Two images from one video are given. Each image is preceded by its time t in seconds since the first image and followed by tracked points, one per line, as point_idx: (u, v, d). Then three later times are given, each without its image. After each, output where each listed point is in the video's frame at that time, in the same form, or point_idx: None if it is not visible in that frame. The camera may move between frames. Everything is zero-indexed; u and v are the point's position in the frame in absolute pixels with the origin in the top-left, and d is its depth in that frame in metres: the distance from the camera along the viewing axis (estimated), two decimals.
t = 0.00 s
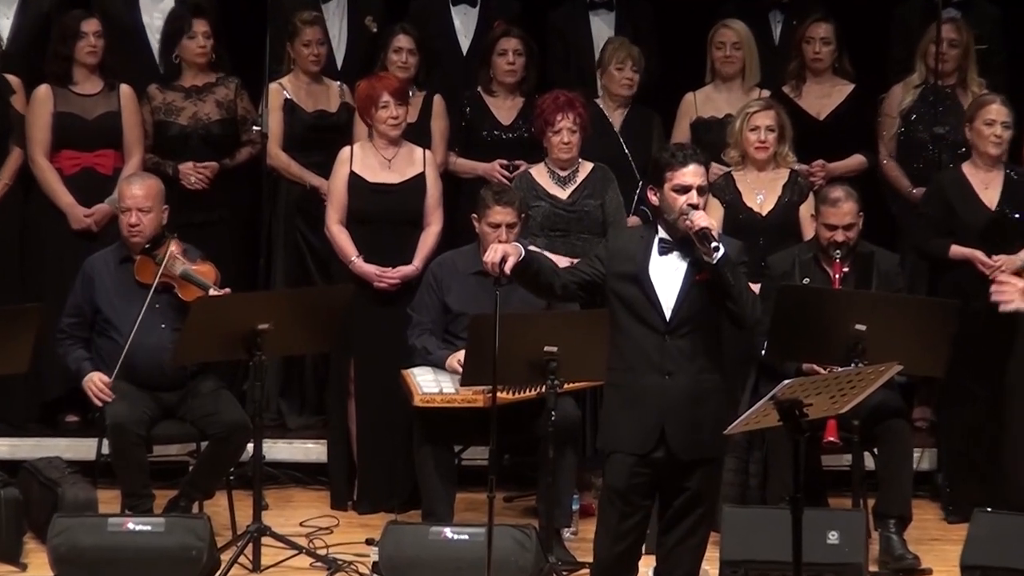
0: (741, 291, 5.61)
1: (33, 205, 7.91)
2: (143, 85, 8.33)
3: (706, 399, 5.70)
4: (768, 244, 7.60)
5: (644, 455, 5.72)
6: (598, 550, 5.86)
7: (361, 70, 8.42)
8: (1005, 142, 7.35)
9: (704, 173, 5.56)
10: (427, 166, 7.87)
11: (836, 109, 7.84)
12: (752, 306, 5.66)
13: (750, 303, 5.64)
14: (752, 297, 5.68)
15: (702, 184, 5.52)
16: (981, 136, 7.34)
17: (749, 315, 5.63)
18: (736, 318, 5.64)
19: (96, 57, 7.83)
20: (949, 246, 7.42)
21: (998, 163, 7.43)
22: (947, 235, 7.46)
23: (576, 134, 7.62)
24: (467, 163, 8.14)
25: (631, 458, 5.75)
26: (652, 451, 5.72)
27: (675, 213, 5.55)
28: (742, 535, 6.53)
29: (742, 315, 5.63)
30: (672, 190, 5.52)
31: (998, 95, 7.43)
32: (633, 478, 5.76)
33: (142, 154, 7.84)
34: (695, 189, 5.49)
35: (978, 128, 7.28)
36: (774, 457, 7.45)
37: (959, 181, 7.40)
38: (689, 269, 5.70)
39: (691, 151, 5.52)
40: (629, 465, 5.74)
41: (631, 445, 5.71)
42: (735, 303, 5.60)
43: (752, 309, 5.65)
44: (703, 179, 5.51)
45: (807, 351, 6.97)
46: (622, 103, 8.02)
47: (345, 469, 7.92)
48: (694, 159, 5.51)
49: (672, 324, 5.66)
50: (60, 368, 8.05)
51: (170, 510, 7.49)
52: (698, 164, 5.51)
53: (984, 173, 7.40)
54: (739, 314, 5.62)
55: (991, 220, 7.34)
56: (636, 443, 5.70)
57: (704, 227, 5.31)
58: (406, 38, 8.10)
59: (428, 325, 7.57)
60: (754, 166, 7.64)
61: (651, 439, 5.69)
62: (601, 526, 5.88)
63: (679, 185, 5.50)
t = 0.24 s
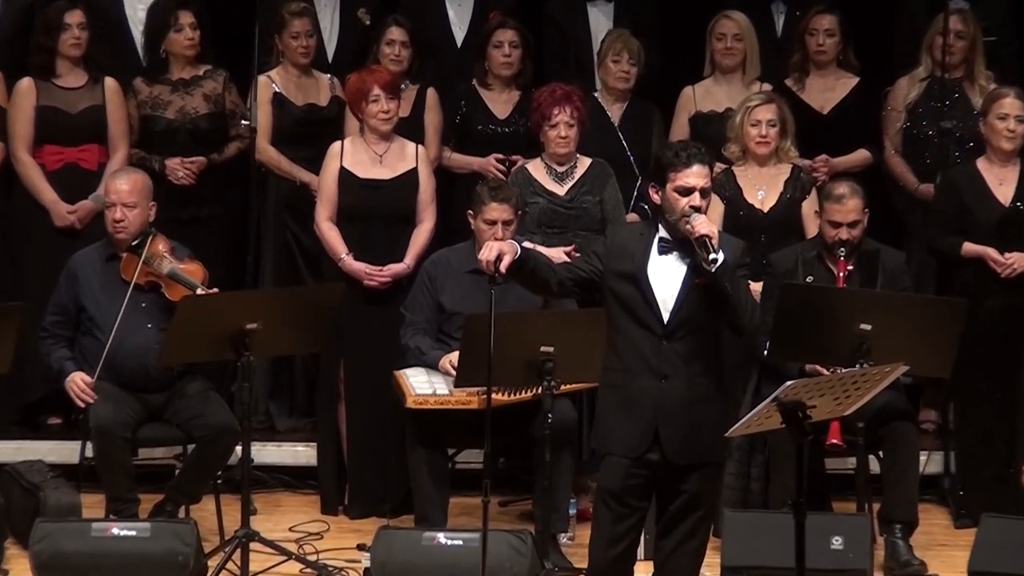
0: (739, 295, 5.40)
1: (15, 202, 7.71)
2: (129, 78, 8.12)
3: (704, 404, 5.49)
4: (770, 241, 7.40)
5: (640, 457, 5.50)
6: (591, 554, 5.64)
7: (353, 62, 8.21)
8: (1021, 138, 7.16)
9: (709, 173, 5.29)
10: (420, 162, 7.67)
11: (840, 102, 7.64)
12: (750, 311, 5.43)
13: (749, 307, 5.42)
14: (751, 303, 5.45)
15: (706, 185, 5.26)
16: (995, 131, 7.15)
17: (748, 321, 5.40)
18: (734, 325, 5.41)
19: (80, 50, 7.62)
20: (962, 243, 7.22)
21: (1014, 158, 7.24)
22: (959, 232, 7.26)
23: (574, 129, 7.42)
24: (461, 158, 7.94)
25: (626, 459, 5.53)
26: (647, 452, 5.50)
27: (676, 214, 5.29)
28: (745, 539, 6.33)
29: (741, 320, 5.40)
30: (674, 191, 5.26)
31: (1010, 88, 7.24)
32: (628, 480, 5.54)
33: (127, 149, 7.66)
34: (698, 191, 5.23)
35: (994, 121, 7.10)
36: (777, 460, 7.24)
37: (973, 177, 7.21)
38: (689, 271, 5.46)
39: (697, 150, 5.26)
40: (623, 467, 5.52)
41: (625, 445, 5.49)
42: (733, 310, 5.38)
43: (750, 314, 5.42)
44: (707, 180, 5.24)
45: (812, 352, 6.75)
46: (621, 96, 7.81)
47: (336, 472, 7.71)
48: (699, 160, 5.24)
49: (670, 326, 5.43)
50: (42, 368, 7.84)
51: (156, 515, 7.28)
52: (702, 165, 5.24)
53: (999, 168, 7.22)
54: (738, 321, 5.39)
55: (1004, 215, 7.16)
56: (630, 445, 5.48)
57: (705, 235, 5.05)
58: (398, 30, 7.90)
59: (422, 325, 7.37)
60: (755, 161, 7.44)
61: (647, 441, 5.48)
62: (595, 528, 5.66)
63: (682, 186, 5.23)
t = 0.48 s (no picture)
0: (737, 305, 5.20)
1: None
2: (111, 71, 7.91)
3: (699, 411, 5.34)
4: (770, 239, 7.20)
5: (631, 458, 5.40)
6: (584, 555, 5.54)
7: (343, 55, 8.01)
8: None
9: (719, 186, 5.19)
10: (410, 157, 7.45)
11: (843, 95, 7.44)
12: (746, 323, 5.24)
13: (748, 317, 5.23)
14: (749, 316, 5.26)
15: (714, 198, 5.14)
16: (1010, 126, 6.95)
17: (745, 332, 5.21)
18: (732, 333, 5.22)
19: (61, 42, 7.42)
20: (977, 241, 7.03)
21: None
22: (976, 229, 7.06)
23: (569, 123, 7.21)
24: (455, 153, 7.72)
25: (617, 460, 5.43)
26: (639, 453, 5.39)
27: (681, 224, 5.18)
28: (746, 545, 6.11)
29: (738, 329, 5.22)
30: (682, 200, 5.15)
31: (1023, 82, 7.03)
32: (620, 480, 5.43)
33: (109, 144, 7.43)
34: (705, 205, 5.12)
35: (1009, 116, 6.92)
36: (778, 464, 7.04)
37: (989, 174, 7.00)
38: (689, 278, 5.30)
39: (708, 160, 5.15)
40: (613, 468, 5.42)
41: (616, 446, 5.38)
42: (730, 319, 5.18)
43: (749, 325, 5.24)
44: (716, 194, 5.14)
45: (814, 352, 6.55)
46: (618, 90, 7.60)
47: (324, 477, 7.49)
48: (709, 171, 5.13)
49: (667, 333, 5.28)
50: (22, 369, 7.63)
51: (138, 520, 7.06)
52: (714, 178, 5.13)
53: (1017, 165, 6.99)
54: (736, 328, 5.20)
55: (1020, 212, 6.94)
56: (621, 445, 5.38)
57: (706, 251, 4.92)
58: (389, 22, 7.69)
59: (414, 324, 7.16)
60: (755, 156, 7.22)
61: (638, 442, 5.37)
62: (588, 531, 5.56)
63: (690, 197, 5.13)
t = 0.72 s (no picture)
0: (734, 314, 5.20)
1: None
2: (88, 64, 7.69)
3: (690, 416, 5.34)
4: (768, 234, 7.00)
5: (619, 459, 5.39)
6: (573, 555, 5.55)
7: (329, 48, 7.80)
8: None
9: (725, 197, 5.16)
10: (398, 151, 7.25)
11: (843, 87, 7.23)
12: (743, 330, 5.22)
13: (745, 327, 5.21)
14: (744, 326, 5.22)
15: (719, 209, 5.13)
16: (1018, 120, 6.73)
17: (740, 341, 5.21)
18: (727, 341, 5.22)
19: (37, 33, 7.20)
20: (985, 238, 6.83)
21: None
22: (983, 225, 6.86)
23: (562, 116, 7.00)
24: (444, 147, 7.53)
25: (606, 461, 5.43)
26: (627, 454, 5.39)
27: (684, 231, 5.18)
28: (744, 552, 5.90)
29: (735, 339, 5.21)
30: (686, 208, 5.13)
31: None
32: (609, 481, 5.43)
33: (87, 138, 7.22)
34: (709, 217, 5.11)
35: (1017, 109, 6.67)
36: (775, 466, 6.83)
37: (997, 168, 6.80)
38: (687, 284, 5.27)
39: (716, 170, 5.11)
40: (601, 469, 5.41)
41: (605, 446, 5.38)
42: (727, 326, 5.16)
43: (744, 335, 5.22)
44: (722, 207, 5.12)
45: (814, 352, 6.35)
46: (613, 83, 7.39)
47: (309, 481, 7.28)
48: (716, 181, 5.10)
49: (662, 339, 5.26)
50: None
51: (117, 525, 6.83)
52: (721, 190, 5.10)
53: None
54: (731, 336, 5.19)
55: None
56: (609, 446, 5.38)
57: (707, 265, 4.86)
58: (377, 12, 7.49)
59: (401, 323, 6.94)
60: (752, 150, 7.02)
61: (626, 443, 5.37)
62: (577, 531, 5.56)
63: (695, 207, 5.11)
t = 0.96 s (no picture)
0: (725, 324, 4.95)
1: None
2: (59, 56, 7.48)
3: (677, 418, 5.06)
4: (759, 231, 6.83)
5: (600, 463, 5.12)
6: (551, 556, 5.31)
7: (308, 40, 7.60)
8: None
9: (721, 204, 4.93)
10: (379, 146, 7.06)
11: (835, 79, 7.06)
12: (732, 337, 5.00)
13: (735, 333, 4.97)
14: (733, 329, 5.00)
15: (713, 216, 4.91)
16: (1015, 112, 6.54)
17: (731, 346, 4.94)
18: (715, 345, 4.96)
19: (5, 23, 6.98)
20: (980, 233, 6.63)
21: None
22: (979, 222, 6.68)
23: (546, 109, 6.81)
24: (426, 141, 7.33)
25: (587, 461, 5.15)
26: (608, 456, 5.12)
27: (676, 237, 4.94)
28: (734, 559, 5.71)
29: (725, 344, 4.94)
30: (681, 212, 4.90)
31: None
32: (589, 483, 5.17)
33: (57, 133, 7.02)
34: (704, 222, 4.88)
35: (1016, 101, 6.48)
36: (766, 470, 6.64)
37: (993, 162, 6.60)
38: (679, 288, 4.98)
39: (713, 173, 4.88)
40: (580, 472, 5.15)
41: (585, 449, 5.10)
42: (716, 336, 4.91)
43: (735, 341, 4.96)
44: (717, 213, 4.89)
45: (808, 351, 6.16)
46: (600, 75, 7.18)
47: (287, 485, 7.07)
48: (712, 186, 4.87)
49: (650, 342, 4.96)
50: None
51: (88, 531, 6.62)
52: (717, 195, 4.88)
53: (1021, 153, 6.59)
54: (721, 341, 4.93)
55: None
56: (590, 447, 5.09)
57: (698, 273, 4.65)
58: (357, 2, 7.29)
59: (382, 323, 6.73)
60: (743, 144, 6.83)
61: (609, 447, 5.08)
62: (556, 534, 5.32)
63: (689, 211, 4.87)
